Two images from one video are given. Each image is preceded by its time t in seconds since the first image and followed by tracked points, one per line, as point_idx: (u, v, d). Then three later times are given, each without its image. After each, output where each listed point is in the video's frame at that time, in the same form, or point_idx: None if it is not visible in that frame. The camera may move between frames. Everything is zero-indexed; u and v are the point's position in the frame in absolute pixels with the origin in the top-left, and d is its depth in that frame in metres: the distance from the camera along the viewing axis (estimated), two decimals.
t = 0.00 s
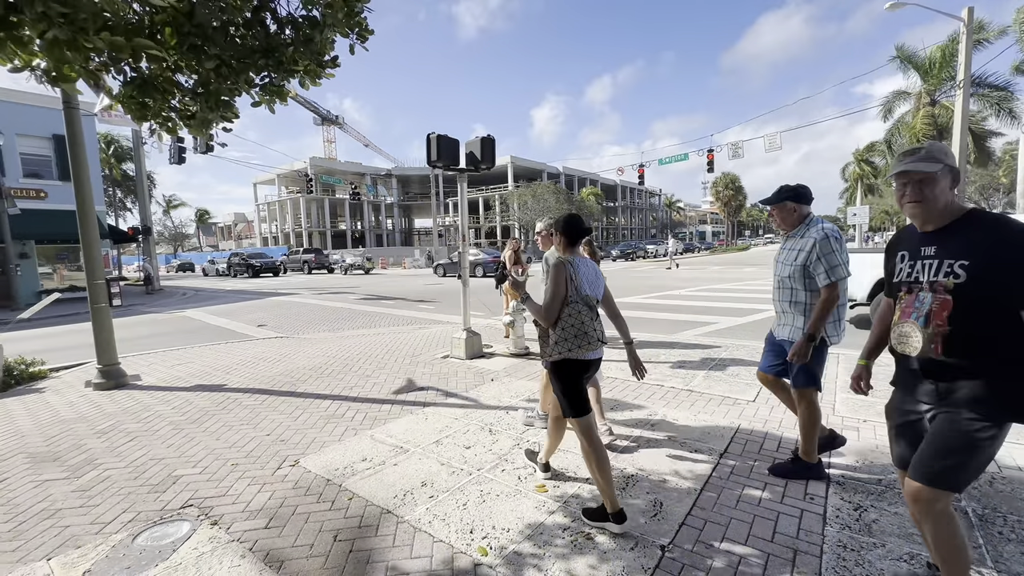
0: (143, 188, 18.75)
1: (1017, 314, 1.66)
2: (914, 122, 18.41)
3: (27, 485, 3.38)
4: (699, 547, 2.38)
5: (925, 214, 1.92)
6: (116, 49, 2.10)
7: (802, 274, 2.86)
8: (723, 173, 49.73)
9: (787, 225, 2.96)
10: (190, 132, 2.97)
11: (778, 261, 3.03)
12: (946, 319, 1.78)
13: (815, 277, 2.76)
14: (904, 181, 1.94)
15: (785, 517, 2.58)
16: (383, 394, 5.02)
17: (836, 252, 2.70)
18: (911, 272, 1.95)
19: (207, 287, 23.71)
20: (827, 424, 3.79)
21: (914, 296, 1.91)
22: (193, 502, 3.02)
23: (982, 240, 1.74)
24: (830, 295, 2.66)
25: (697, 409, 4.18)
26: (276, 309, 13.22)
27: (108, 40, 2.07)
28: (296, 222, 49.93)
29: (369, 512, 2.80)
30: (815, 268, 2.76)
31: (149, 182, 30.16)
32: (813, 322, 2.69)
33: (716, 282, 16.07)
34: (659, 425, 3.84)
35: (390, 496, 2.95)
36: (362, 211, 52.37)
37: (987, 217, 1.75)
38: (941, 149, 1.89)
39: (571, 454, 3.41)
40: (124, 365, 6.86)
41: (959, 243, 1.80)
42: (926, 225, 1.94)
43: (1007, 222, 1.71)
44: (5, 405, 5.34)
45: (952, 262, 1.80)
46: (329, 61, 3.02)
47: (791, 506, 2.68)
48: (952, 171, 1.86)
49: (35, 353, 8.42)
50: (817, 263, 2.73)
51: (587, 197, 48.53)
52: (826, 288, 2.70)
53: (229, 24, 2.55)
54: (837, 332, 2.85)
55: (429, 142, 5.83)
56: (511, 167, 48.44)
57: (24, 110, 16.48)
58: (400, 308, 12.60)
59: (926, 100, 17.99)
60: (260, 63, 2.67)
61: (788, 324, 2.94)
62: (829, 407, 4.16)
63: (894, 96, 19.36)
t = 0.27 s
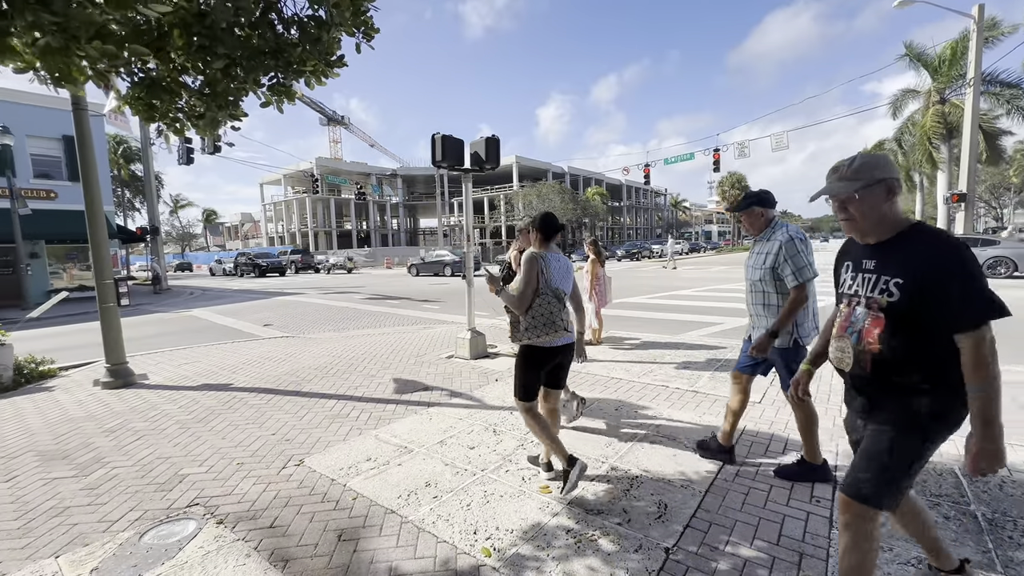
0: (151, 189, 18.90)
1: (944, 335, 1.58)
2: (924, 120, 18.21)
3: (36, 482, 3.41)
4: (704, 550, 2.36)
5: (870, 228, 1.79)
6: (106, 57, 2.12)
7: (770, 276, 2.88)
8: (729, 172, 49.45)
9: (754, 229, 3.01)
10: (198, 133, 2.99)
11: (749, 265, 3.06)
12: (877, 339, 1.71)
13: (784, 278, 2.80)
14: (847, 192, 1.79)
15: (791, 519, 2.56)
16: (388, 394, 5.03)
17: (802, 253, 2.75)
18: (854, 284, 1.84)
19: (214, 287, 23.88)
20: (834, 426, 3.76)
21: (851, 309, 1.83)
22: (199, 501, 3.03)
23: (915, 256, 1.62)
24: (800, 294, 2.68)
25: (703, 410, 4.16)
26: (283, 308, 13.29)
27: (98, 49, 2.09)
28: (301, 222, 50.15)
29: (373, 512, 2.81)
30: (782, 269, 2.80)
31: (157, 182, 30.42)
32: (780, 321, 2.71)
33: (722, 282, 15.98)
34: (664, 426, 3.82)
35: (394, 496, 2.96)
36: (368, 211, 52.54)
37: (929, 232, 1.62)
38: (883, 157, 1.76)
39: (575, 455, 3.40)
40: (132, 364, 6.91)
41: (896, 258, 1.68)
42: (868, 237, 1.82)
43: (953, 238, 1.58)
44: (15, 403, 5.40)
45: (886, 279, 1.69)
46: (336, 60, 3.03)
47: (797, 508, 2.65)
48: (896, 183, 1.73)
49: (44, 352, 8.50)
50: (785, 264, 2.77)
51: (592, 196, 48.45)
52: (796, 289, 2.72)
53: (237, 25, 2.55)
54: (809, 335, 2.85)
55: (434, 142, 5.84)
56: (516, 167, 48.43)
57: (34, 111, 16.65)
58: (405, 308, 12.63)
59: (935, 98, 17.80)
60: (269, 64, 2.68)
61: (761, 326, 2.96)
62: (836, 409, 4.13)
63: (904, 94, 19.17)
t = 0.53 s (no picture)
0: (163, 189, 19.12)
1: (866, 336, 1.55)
2: (937, 118, 17.96)
3: (50, 479, 3.47)
4: (712, 552, 2.35)
5: (814, 226, 1.76)
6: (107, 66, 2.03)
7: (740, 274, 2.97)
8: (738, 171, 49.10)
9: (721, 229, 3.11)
10: (209, 134, 3.01)
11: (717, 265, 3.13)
12: (823, 336, 1.69)
13: (755, 276, 2.88)
14: (786, 193, 1.75)
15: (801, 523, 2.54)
16: (396, 393, 5.05)
17: (769, 249, 2.87)
18: (802, 279, 1.82)
19: (224, 286, 24.13)
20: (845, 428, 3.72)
21: (800, 305, 1.81)
22: (209, 499, 3.07)
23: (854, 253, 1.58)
24: (775, 288, 2.76)
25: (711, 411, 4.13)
26: (291, 308, 13.39)
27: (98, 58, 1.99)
28: (310, 223, 50.48)
29: (381, 511, 2.82)
30: (752, 266, 2.89)
31: (169, 183, 30.77)
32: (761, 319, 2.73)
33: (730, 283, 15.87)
34: (672, 427, 3.81)
35: (402, 496, 2.97)
36: (376, 211, 52.79)
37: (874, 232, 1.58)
38: (819, 151, 1.70)
39: (582, 455, 3.39)
40: (144, 363, 7.00)
41: (838, 256, 1.65)
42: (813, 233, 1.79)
43: (902, 239, 1.53)
44: (30, 401, 5.49)
45: (829, 276, 1.66)
46: (345, 60, 3.04)
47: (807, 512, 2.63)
48: (834, 177, 1.68)
49: (59, 351, 8.63)
50: (754, 260, 2.88)
51: (600, 196, 48.33)
52: (768, 284, 2.81)
53: (247, 28, 2.57)
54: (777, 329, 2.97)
55: (442, 143, 5.85)
56: (523, 166, 48.41)
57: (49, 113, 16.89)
58: (412, 307, 12.67)
59: (949, 96, 17.56)
60: (279, 65, 2.69)
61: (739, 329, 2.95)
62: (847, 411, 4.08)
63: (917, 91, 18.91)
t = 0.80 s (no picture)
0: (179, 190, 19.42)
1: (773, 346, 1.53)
2: (957, 115, 17.60)
3: (71, 474, 3.54)
4: (725, 556, 2.33)
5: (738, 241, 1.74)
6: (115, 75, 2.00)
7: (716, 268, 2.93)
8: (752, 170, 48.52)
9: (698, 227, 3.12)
10: (223, 136, 3.05)
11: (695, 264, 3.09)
12: (755, 348, 1.64)
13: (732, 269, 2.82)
14: (707, 213, 1.75)
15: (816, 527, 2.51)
16: (407, 392, 5.08)
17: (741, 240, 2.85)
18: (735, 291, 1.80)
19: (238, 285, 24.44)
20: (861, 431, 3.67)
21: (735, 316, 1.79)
22: (224, 495, 3.11)
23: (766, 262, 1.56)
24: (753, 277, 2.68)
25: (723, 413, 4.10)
26: (304, 307, 13.52)
27: (106, 67, 1.97)
28: (322, 222, 50.90)
29: (392, 510, 2.84)
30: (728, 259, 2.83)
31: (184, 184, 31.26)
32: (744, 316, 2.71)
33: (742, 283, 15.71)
34: (684, 428, 3.78)
35: (412, 494, 2.99)
36: (387, 211, 53.11)
37: (789, 240, 1.55)
38: (734, 166, 1.69)
39: (593, 456, 3.39)
40: (160, 360, 7.11)
41: (755, 267, 1.63)
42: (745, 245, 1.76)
43: (815, 244, 1.52)
44: (51, 397, 5.61)
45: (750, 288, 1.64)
46: (356, 62, 3.07)
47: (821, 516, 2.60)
48: (748, 193, 1.67)
49: (78, 348, 8.82)
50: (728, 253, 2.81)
51: (610, 195, 48.14)
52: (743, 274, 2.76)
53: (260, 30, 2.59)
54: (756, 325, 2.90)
55: (453, 143, 5.87)
56: (534, 166, 48.36)
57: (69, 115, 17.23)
58: (423, 307, 12.74)
59: (969, 92, 17.19)
60: (291, 67, 2.72)
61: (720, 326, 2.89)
62: (863, 414, 4.03)
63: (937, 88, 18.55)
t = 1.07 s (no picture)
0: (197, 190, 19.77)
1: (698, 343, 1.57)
2: (983, 112, 17.15)
3: (93, 468, 3.63)
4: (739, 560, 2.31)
5: (656, 241, 1.80)
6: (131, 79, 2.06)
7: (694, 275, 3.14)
8: (768, 168, 47.72)
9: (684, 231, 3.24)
10: (238, 138, 3.10)
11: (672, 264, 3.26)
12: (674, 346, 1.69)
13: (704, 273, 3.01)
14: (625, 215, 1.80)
15: (834, 533, 2.47)
16: (419, 390, 5.12)
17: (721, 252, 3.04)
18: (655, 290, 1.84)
19: (254, 284, 24.80)
20: (881, 435, 3.60)
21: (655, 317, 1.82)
22: (240, 491, 3.17)
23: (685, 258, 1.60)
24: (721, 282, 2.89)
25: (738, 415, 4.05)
26: (318, 306, 13.68)
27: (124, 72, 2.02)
28: (336, 222, 51.40)
29: (404, 508, 2.87)
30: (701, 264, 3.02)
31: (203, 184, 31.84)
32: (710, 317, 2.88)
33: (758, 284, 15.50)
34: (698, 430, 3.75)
35: (424, 493, 3.01)
36: (401, 211, 53.46)
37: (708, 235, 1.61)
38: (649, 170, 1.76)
39: (605, 457, 3.38)
40: (179, 358, 7.25)
41: (672, 267, 1.67)
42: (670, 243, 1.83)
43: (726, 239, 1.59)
44: (74, 393, 5.75)
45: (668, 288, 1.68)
46: (370, 64, 3.09)
47: (840, 522, 2.56)
48: (660, 195, 1.74)
49: (100, 345, 9.03)
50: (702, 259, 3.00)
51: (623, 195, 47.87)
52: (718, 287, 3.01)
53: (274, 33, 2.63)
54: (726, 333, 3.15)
55: (465, 143, 5.88)
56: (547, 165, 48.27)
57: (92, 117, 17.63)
58: (435, 306, 12.80)
59: (995, 87, 16.72)
60: (305, 69, 2.75)
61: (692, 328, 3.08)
62: (882, 417, 3.95)
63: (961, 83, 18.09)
